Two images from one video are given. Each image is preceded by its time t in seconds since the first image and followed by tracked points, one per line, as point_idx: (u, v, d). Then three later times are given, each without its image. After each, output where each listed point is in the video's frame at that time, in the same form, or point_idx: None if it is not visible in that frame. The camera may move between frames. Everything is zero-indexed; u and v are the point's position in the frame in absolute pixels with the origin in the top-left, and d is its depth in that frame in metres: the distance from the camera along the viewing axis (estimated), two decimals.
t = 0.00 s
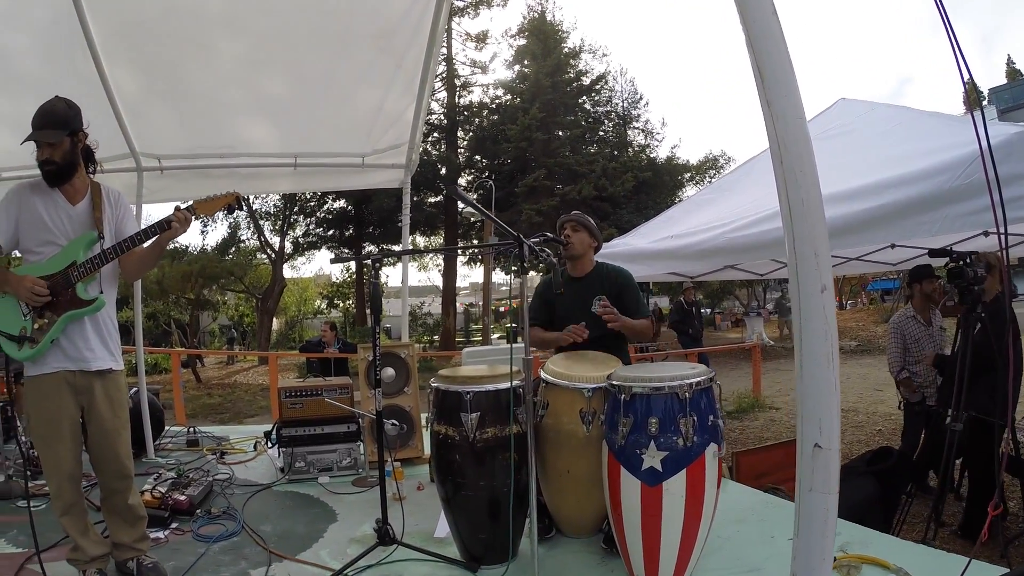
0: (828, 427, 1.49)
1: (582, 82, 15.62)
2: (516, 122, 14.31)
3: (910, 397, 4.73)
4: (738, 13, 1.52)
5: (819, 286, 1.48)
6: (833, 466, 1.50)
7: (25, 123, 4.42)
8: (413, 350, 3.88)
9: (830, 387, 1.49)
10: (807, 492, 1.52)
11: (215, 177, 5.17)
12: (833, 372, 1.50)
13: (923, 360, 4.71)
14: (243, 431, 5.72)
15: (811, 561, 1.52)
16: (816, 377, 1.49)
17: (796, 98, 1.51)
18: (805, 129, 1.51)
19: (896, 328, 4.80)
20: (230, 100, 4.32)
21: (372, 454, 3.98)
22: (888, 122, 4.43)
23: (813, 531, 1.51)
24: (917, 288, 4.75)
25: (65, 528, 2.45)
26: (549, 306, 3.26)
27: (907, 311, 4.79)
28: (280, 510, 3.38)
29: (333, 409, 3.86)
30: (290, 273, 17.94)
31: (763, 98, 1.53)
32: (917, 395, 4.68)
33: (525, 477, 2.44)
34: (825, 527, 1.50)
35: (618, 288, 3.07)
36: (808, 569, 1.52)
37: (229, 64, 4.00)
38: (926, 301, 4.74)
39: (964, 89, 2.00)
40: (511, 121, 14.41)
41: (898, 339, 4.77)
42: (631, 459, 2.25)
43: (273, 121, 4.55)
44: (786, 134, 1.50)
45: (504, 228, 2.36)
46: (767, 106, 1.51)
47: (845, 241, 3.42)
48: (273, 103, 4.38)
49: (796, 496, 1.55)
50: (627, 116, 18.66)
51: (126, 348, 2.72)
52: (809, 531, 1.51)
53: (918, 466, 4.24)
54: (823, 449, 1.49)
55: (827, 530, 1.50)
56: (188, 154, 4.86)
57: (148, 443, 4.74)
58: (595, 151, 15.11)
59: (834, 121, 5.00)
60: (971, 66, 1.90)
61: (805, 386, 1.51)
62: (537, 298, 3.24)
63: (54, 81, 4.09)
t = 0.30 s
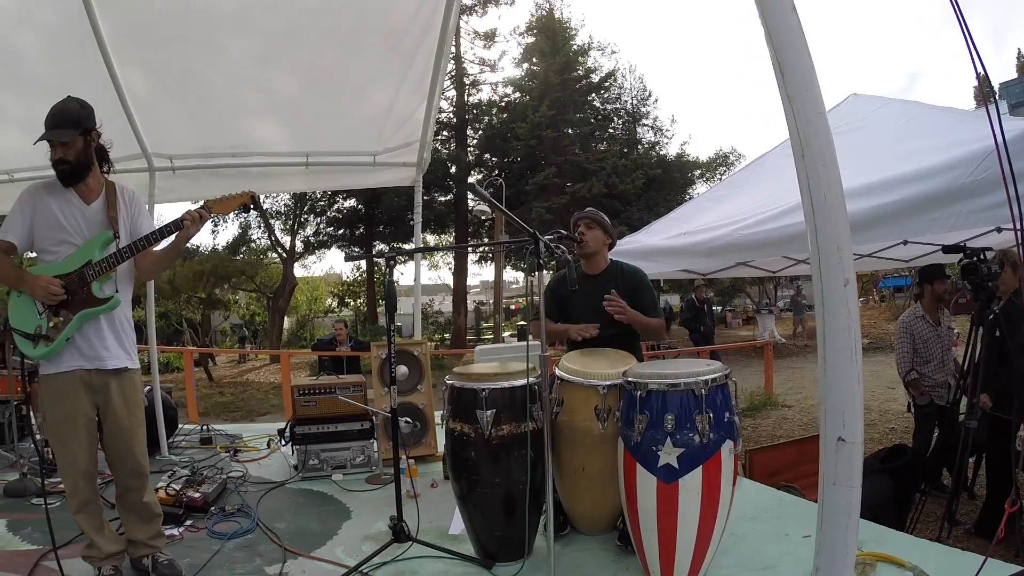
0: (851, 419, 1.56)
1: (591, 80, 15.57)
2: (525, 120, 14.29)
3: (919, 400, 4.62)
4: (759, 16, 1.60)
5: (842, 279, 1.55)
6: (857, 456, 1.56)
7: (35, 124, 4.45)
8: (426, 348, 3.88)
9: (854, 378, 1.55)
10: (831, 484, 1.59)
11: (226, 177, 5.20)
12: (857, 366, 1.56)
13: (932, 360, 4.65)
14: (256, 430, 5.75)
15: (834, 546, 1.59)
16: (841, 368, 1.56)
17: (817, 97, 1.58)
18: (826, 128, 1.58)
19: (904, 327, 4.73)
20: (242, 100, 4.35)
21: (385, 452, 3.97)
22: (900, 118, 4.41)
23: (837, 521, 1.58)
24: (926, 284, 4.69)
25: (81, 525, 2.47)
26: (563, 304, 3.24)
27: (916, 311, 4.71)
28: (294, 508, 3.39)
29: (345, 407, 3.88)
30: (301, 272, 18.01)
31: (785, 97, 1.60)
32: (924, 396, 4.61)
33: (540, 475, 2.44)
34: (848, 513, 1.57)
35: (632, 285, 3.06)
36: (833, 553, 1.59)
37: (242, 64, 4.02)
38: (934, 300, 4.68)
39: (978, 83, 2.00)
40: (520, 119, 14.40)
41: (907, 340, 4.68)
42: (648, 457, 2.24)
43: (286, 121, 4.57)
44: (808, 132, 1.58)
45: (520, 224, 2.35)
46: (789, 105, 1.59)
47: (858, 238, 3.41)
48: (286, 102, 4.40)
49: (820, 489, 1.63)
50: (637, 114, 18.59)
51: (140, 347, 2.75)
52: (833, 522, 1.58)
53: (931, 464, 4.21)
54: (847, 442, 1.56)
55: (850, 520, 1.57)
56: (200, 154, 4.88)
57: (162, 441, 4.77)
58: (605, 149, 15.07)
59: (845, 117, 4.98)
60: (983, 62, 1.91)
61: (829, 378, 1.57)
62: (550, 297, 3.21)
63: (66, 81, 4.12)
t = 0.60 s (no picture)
0: (880, 419, 1.55)
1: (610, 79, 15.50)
2: (543, 120, 14.27)
3: (934, 407, 4.59)
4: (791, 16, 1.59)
5: (874, 280, 1.53)
6: (885, 456, 1.55)
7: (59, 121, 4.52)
8: (444, 347, 3.89)
9: (883, 379, 1.54)
10: (859, 483, 1.58)
11: (248, 174, 5.24)
12: (886, 367, 1.55)
13: (960, 363, 4.53)
14: (273, 425, 5.80)
15: (861, 544, 1.58)
16: (871, 369, 1.54)
17: (849, 99, 1.56)
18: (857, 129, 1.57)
19: (931, 329, 4.60)
20: (265, 98, 4.38)
21: (403, 449, 3.94)
22: (923, 118, 4.34)
23: (864, 521, 1.57)
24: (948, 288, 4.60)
25: (102, 519, 2.50)
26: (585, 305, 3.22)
27: (941, 313, 4.59)
28: (312, 504, 3.41)
29: (364, 404, 3.90)
30: (318, 270, 18.14)
31: (816, 98, 1.58)
32: (941, 400, 4.57)
33: (560, 474, 2.43)
34: (876, 512, 1.57)
35: (652, 285, 3.04)
36: (859, 553, 1.59)
37: (264, 61, 4.04)
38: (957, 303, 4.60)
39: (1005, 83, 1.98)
40: (538, 119, 14.38)
41: (933, 344, 4.58)
42: (668, 457, 2.23)
43: (307, 119, 4.61)
44: (840, 134, 1.56)
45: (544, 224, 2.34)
46: (821, 107, 1.57)
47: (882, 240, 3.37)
48: (308, 100, 4.42)
49: (848, 489, 1.62)
50: (655, 114, 18.50)
51: (163, 342, 2.78)
52: (861, 522, 1.57)
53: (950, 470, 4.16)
54: (876, 441, 1.56)
55: (878, 519, 1.57)
56: (222, 151, 4.93)
57: (180, 436, 4.82)
58: (623, 149, 15.00)
59: (866, 117, 4.92)
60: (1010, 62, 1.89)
61: (859, 379, 1.56)
62: (572, 294, 3.19)
63: (91, 78, 4.17)
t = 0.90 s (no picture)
0: (904, 421, 1.55)
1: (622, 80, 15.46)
2: (556, 121, 14.25)
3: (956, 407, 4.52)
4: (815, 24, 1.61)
5: (897, 283, 1.53)
6: (908, 459, 1.55)
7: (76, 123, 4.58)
8: (460, 348, 3.90)
9: (907, 382, 1.54)
10: (882, 485, 1.58)
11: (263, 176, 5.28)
12: (910, 370, 1.54)
13: (976, 367, 4.47)
14: (287, 425, 5.84)
15: (883, 546, 1.58)
16: (895, 371, 1.54)
17: (874, 105, 1.57)
18: (882, 135, 1.58)
19: (951, 329, 4.57)
20: (281, 100, 4.42)
21: (418, 450, 3.96)
22: (938, 118, 4.31)
23: (888, 523, 1.57)
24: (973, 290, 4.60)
25: (115, 518, 2.53)
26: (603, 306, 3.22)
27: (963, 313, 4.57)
28: (328, 505, 3.42)
29: (380, 405, 3.92)
30: (331, 271, 18.23)
31: (841, 104, 1.60)
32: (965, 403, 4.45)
33: (577, 476, 2.42)
34: (899, 514, 1.56)
35: (673, 290, 3.03)
36: (882, 554, 1.58)
37: (279, 63, 4.07)
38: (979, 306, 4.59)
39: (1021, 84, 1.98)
40: (551, 120, 14.37)
41: (954, 345, 4.51)
42: (685, 459, 2.22)
43: (322, 121, 4.64)
44: (865, 139, 1.57)
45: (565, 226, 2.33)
46: (846, 113, 1.58)
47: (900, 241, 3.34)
48: (324, 102, 4.45)
49: (871, 490, 1.61)
50: (668, 114, 18.43)
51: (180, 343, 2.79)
52: (884, 522, 1.57)
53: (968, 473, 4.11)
54: (899, 444, 1.55)
55: (901, 521, 1.56)
56: (238, 152, 4.97)
57: (195, 436, 4.85)
58: (636, 150, 14.96)
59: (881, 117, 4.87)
60: None
61: (883, 381, 1.56)
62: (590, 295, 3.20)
63: (108, 81, 4.22)
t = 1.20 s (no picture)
0: (932, 419, 1.55)
1: (640, 79, 15.39)
2: (574, 120, 14.23)
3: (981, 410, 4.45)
4: (845, 27, 1.64)
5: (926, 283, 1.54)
6: (935, 458, 1.55)
7: (97, 122, 4.66)
8: (479, 346, 3.93)
9: (936, 380, 1.54)
10: (910, 483, 1.58)
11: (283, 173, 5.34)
12: (939, 369, 1.55)
13: (994, 367, 4.41)
14: (306, 421, 5.89)
15: (910, 543, 1.58)
16: (924, 369, 1.54)
17: (904, 108, 1.59)
18: (912, 137, 1.60)
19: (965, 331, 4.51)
20: (303, 99, 4.46)
21: (438, 448, 4.01)
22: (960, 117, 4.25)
23: (915, 521, 1.56)
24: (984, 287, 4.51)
25: (137, 511, 2.56)
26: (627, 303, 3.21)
27: (977, 314, 4.53)
28: (347, 501, 3.44)
29: (400, 402, 3.95)
30: (348, 269, 18.36)
31: (870, 107, 1.62)
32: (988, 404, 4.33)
33: (597, 475, 2.42)
34: (926, 511, 1.56)
35: (696, 286, 3.01)
36: (909, 551, 1.58)
37: (300, 62, 4.11)
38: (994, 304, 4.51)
39: None
40: (569, 119, 14.35)
41: (969, 346, 4.47)
42: (707, 458, 2.21)
43: (343, 120, 4.67)
44: (894, 142, 1.59)
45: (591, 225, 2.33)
46: (876, 115, 1.60)
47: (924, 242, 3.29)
48: (346, 101, 4.48)
49: (898, 487, 1.62)
50: (685, 114, 18.28)
51: (204, 339, 2.82)
52: (911, 519, 1.57)
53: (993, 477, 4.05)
54: (927, 441, 1.55)
55: (929, 518, 1.56)
56: (260, 150, 5.03)
57: (214, 431, 4.91)
58: (653, 149, 14.89)
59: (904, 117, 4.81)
60: None
61: (911, 379, 1.57)
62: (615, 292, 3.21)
63: (130, 80, 4.28)
